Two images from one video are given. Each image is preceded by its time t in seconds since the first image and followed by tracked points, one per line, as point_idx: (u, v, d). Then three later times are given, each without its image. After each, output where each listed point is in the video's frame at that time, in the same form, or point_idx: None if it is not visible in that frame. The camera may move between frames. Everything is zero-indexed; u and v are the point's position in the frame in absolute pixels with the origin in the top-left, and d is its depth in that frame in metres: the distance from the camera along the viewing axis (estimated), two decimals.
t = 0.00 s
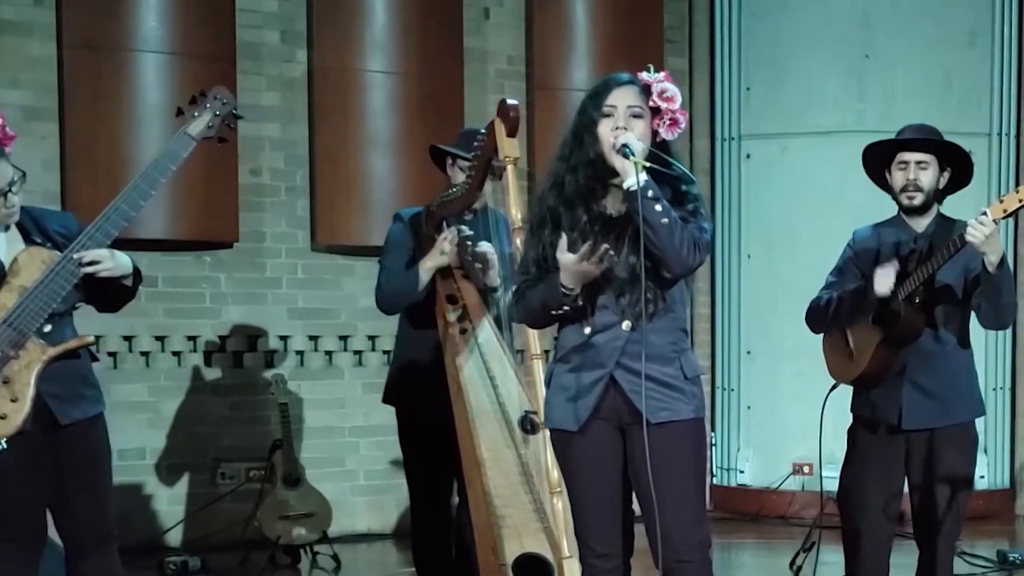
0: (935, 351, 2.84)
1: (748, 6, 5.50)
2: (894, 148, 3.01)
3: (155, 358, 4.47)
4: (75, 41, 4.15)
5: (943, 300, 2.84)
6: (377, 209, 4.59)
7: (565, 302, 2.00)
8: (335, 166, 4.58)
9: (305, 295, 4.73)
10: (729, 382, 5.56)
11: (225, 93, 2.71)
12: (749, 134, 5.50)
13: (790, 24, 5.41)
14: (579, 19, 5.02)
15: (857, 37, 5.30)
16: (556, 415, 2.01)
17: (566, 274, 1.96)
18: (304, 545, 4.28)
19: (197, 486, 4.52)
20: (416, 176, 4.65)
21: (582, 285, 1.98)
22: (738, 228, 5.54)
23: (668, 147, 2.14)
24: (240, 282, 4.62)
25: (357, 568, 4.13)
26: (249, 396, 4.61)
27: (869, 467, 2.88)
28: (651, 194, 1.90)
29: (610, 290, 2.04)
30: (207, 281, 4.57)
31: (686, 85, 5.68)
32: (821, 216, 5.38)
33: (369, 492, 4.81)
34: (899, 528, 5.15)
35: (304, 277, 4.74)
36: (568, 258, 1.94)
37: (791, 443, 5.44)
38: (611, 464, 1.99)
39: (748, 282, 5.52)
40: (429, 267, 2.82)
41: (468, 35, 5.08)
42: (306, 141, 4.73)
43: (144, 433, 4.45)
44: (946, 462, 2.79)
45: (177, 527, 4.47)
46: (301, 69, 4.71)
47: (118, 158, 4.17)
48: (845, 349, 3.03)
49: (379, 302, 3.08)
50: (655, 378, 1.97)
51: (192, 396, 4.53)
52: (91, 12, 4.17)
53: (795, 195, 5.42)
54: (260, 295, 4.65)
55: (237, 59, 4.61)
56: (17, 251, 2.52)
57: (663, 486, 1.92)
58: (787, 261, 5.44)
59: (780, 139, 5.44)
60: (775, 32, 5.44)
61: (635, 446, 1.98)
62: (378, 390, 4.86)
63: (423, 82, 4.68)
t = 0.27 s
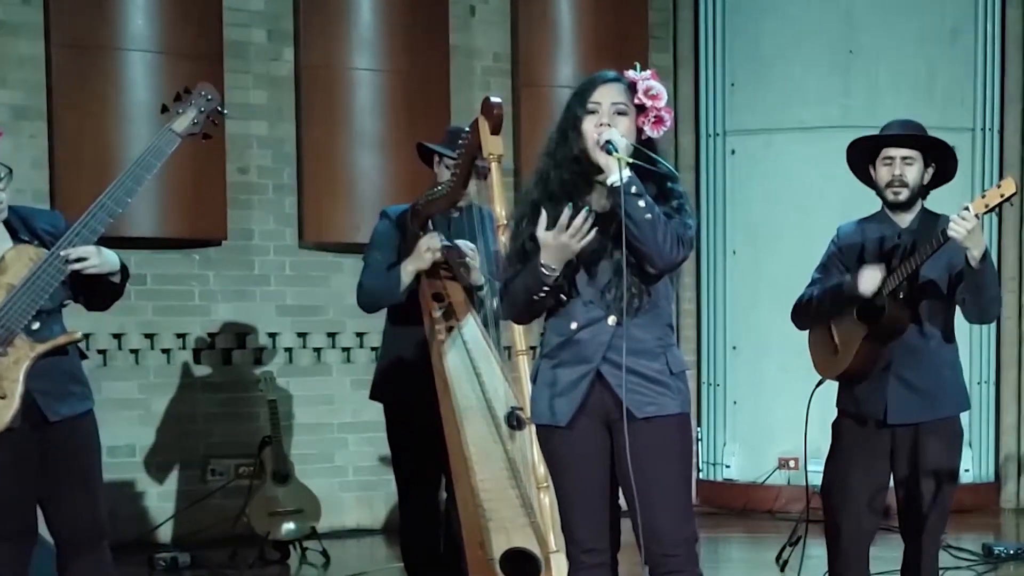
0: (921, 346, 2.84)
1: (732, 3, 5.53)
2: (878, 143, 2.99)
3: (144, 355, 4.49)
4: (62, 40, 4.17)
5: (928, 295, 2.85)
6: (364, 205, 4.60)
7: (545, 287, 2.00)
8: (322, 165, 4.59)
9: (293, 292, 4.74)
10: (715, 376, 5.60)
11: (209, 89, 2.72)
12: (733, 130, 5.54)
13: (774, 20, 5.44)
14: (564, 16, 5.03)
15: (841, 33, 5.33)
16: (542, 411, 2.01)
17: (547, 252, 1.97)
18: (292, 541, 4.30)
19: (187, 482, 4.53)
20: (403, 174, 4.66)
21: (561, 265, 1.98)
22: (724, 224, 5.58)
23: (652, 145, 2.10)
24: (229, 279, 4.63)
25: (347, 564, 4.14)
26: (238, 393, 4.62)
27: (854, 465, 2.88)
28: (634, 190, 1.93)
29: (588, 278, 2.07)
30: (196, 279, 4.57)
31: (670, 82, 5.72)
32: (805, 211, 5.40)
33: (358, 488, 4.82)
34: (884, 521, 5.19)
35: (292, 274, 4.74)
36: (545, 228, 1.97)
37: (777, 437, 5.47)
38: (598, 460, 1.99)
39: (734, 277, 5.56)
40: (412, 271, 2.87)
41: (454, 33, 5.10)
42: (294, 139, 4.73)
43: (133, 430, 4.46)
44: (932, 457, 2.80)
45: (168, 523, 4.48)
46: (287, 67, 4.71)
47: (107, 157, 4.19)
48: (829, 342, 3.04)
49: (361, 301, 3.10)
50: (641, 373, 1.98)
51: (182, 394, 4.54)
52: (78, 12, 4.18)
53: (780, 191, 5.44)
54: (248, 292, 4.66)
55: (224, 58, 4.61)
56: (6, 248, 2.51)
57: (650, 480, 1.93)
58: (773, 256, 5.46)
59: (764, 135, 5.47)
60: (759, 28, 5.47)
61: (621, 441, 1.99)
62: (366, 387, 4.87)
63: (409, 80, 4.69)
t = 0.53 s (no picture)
0: (906, 341, 2.84)
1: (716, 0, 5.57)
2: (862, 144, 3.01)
3: (134, 354, 4.49)
4: (51, 41, 4.17)
5: (912, 291, 2.85)
6: (352, 203, 4.61)
7: (533, 287, 1.97)
8: (309, 165, 4.60)
9: (282, 290, 4.76)
10: (702, 371, 5.64)
11: (208, 96, 2.80)
12: (718, 126, 5.58)
13: (758, 17, 5.47)
14: (550, 13, 5.04)
15: (824, 30, 5.37)
16: (526, 408, 1.95)
17: (534, 251, 1.92)
18: (283, 537, 4.32)
19: (177, 479, 4.54)
20: (390, 172, 4.67)
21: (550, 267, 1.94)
22: (709, 220, 5.61)
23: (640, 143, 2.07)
24: (218, 277, 4.64)
25: (336, 559, 4.16)
26: (227, 390, 4.63)
27: (842, 455, 2.87)
28: (619, 189, 1.91)
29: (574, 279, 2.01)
30: (186, 277, 4.59)
31: (655, 79, 5.73)
32: (791, 207, 5.44)
33: (347, 484, 4.84)
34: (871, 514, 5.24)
35: (281, 272, 4.75)
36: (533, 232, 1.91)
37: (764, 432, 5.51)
38: (583, 457, 1.93)
39: (719, 273, 5.60)
40: (395, 261, 2.95)
41: (440, 31, 5.12)
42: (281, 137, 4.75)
43: (123, 428, 4.47)
44: (917, 451, 2.79)
45: (159, 520, 4.49)
46: (275, 66, 4.73)
47: (96, 158, 4.18)
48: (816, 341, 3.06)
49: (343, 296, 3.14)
50: (626, 369, 1.92)
51: (171, 392, 4.55)
52: (67, 12, 4.18)
53: (766, 188, 5.48)
54: (237, 290, 4.67)
55: (212, 57, 4.62)
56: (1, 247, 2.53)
57: (635, 476, 1.88)
58: (759, 252, 5.50)
59: (749, 131, 5.51)
60: (744, 25, 5.51)
61: (606, 438, 1.93)
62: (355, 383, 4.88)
63: (397, 79, 4.70)
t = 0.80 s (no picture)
0: (890, 336, 2.85)
1: None
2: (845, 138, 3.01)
3: (125, 352, 4.50)
4: (40, 41, 4.18)
5: (897, 285, 2.85)
6: (341, 201, 4.62)
7: (521, 294, 1.97)
8: (297, 164, 4.61)
9: (271, 288, 4.76)
10: (689, 367, 5.68)
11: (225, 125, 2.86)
12: (704, 123, 5.61)
13: (744, 15, 5.50)
14: (536, 11, 5.06)
15: (809, 26, 5.40)
16: (511, 405, 1.95)
17: (524, 262, 1.92)
18: (273, 535, 4.33)
19: (168, 477, 4.55)
20: (379, 170, 4.68)
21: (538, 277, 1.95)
22: (695, 217, 5.64)
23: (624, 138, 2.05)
24: (208, 276, 4.66)
25: (325, 555, 4.18)
26: (218, 388, 4.65)
27: (829, 453, 2.89)
28: (600, 194, 1.88)
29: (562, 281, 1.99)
30: (175, 276, 4.61)
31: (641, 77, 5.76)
32: (777, 204, 5.47)
33: (336, 481, 4.86)
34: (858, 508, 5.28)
35: (270, 270, 4.76)
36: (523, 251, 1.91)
37: (751, 427, 5.55)
38: (568, 454, 1.94)
39: (706, 269, 5.63)
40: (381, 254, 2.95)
41: (427, 30, 5.14)
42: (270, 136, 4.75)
43: (112, 426, 4.47)
44: (903, 446, 2.81)
45: (149, 517, 4.51)
46: (263, 66, 4.74)
47: (86, 157, 4.19)
48: (801, 337, 3.07)
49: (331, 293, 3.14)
50: (609, 367, 1.92)
51: (162, 390, 4.57)
52: (55, 13, 4.19)
53: (752, 184, 5.51)
54: (227, 288, 4.69)
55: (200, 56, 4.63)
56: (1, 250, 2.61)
57: (620, 473, 1.87)
58: (745, 248, 5.53)
59: (734, 128, 5.54)
60: (729, 23, 5.53)
61: (590, 435, 1.93)
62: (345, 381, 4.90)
63: (385, 78, 4.71)
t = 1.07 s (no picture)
0: (871, 330, 2.85)
1: None
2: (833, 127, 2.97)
3: (114, 350, 4.52)
4: (28, 41, 4.17)
5: (882, 280, 2.84)
6: (328, 198, 4.63)
7: (503, 296, 1.99)
8: (283, 162, 4.61)
9: (259, 285, 4.78)
10: (675, 363, 5.71)
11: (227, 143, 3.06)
12: (689, 120, 5.64)
13: (729, 13, 5.53)
14: (522, 8, 5.07)
15: (793, 23, 5.44)
16: (494, 403, 1.96)
17: (507, 270, 1.94)
18: (262, 531, 4.36)
19: (157, 474, 4.57)
20: (366, 168, 4.70)
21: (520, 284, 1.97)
22: (680, 213, 5.67)
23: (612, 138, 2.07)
24: (196, 274, 4.67)
25: (314, 552, 4.19)
26: (207, 386, 4.66)
27: (813, 448, 2.90)
28: (578, 202, 1.89)
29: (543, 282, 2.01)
30: (164, 274, 4.62)
31: (626, 74, 5.78)
32: (762, 200, 5.50)
33: (324, 478, 4.87)
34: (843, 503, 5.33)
35: (258, 268, 4.78)
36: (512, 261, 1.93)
37: (737, 422, 5.58)
38: (551, 450, 1.95)
39: (692, 265, 5.66)
40: (367, 252, 2.98)
41: (414, 29, 5.15)
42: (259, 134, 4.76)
43: (102, 424, 4.50)
44: (887, 442, 2.81)
45: (137, 515, 4.53)
46: (250, 65, 4.74)
47: (74, 155, 4.19)
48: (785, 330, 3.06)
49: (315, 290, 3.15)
50: (591, 364, 1.93)
51: (151, 387, 4.58)
52: (43, 12, 4.18)
53: (738, 181, 5.54)
54: (215, 286, 4.70)
55: (188, 56, 4.64)
56: None
57: (603, 469, 1.88)
58: (730, 244, 5.57)
59: (719, 125, 5.57)
60: (714, 20, 5.56)
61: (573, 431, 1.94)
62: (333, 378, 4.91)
63: (371, 76, 4.72)
